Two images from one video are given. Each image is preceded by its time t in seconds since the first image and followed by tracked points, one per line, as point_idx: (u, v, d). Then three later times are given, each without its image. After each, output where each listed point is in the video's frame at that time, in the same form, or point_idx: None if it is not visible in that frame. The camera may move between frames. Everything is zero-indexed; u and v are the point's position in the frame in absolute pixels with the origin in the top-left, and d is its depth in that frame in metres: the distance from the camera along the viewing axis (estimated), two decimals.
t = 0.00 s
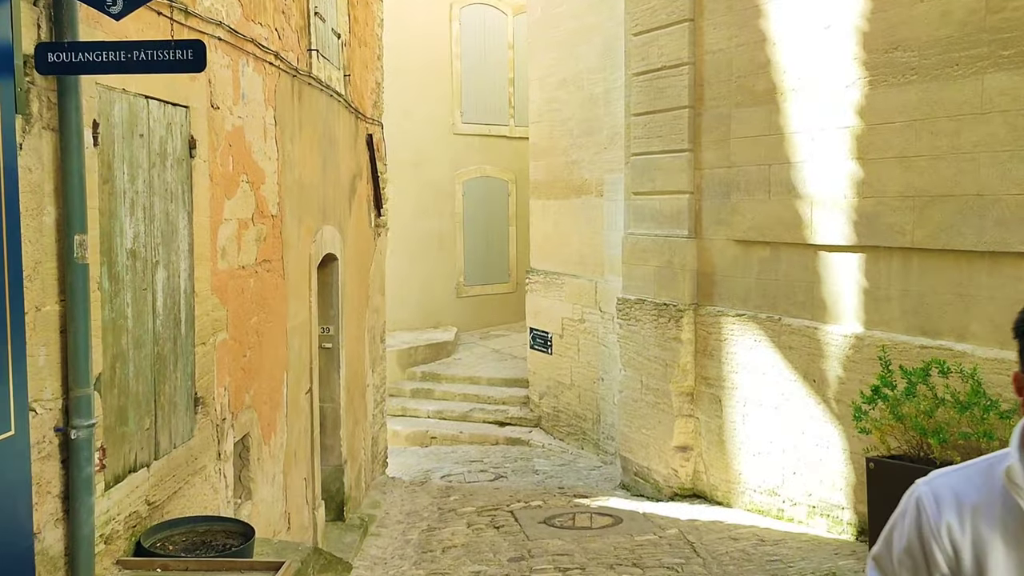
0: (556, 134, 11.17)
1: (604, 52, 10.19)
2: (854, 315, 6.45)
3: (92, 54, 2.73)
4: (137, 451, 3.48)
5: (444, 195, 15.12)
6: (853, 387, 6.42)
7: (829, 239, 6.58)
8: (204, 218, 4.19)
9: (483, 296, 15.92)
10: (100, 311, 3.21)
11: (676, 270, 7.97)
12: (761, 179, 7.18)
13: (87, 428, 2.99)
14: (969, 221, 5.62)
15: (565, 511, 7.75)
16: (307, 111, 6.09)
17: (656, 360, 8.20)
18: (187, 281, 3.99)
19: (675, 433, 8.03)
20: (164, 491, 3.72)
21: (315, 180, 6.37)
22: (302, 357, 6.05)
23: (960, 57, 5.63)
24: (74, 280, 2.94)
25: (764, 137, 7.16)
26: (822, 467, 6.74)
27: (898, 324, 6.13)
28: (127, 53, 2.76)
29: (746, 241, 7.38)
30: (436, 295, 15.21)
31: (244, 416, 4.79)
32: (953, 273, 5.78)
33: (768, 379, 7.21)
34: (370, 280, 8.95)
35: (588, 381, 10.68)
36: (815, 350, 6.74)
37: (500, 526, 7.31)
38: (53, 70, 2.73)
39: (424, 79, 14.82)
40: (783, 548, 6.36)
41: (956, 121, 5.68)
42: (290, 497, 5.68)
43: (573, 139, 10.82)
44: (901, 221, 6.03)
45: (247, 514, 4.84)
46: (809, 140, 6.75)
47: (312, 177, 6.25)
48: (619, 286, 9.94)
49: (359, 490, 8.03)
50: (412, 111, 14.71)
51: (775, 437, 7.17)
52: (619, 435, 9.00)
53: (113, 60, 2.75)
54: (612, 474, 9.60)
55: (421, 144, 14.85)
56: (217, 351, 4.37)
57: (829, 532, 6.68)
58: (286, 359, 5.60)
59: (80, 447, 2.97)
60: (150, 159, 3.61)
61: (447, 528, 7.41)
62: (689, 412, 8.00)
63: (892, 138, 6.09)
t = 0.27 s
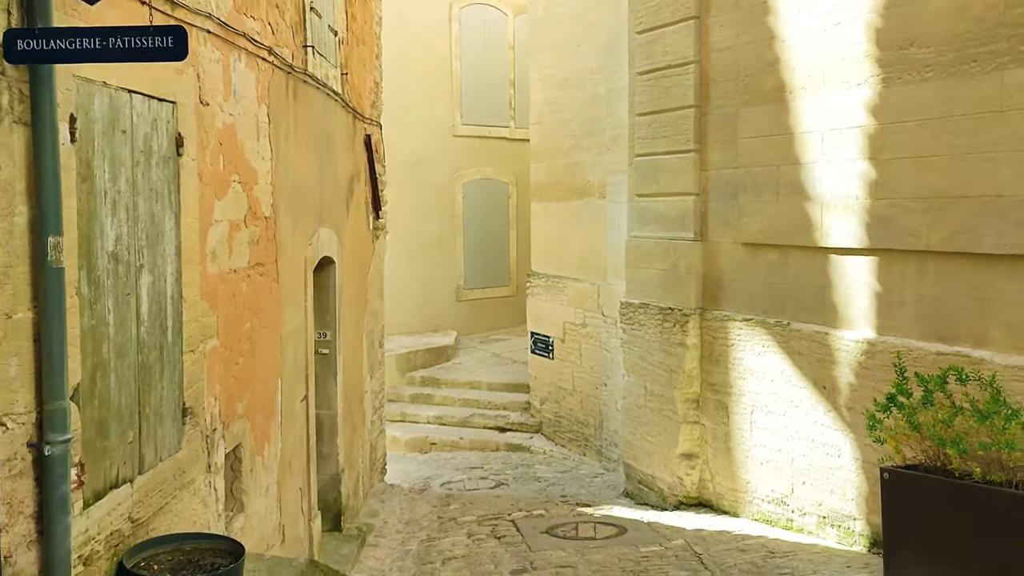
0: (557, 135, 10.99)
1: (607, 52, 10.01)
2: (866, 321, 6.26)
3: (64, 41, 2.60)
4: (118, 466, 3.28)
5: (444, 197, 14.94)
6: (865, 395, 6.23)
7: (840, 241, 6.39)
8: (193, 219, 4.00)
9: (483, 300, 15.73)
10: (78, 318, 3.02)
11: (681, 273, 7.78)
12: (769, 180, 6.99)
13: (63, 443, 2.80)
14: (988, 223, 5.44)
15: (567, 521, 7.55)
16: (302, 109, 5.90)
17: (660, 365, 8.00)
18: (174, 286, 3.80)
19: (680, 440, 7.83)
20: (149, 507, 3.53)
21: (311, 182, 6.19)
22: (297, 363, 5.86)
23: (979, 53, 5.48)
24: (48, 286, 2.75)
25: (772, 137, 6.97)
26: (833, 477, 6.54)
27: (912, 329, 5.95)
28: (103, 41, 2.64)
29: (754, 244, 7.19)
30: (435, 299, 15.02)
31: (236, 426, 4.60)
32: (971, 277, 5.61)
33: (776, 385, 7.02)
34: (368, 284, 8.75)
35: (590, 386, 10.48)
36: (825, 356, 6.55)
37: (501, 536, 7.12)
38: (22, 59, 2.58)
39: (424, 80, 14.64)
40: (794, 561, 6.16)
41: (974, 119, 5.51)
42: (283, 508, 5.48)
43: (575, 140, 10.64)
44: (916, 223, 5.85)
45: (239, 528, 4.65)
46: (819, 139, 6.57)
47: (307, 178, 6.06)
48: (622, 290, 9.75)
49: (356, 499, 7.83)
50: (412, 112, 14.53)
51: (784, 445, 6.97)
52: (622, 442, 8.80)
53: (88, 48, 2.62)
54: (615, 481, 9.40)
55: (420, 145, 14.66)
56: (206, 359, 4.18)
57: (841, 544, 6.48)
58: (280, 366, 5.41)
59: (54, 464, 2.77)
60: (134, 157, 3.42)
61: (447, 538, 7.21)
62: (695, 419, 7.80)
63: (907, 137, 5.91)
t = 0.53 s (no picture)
0: (559, 135, 10.80)
1: (610, 50, 9.82)
2: (879, 324, 6.07)
3: (31, 21, 2.50)
4: (97, 478, 3.09)
5: (444, 199, 14.75)
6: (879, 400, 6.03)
7: (852, 242, 6.20)
8: (181, 218, 3.81)
9: (483, 303, 15.53)
10: (55, 322, 2.83)
11: (687, 275, 7.59)
12: (778, 180, 6.80)
13: (37, 454, 2.61)
14: (1008, 223, 5.26)
15: (571, 529, 7.36)
16: (298, 105, 5.70)
17: (666, 369, 7.81)
18: (160, 288, 3.61)
19: (686, 446, 7.63)
20: (132, 521, 3.33)
21: (306, 181, 6.00)
22: (292, 368, 5.66)
23: (996, 48, 5.30)
24: (20, 287, 2.56)
25: (781, 135, 6.79)
26: (845, 485, 6.35)
27: (928, 333, 5.76)
28: (76, 20, 2.56)
29: (762, 245, 7.00)
30: (434, 302, 14.82)
31: (227, 434, 4.40)
32: (989, 278, 5.42)
33: (786, 390, 6.83)
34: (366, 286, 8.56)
35: (592, 390, 10.29)
36: (837, 361, 6.36)
37: (503, 545, 6.92)
38: None
39: (423, 80, 14.46)
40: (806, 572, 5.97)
41: (991, 116, 5.33)
42: (277, 518, 5.29)
43: (577, 140, 10.45)
44: (931, 223, 5.66)
45: (230, 540, 4.46)
46: (830, 137, 6.38)
47: (303, 176, 5.87)
48: (626, 293, 9.56)
49: (354, 507, 7.64)
50: (411, 113, 14.34)
51: (794, 451, 6.78)
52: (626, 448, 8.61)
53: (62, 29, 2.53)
54: (618, 488, 9.20)
55: (419, 146, 14.47)
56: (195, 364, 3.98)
57: (853, 554, 6.29)
58: (274, 371, 5.21)
59: (26, 477, 2.58)
60: (117, 151, 3.23)
61: (447, 547, 7.02)
62: (701, 425, 7.61)
63: (921, 135, 5.73)
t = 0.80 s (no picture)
0: (560, 136, 10.64)
1: (611, 49, 9.66)
2: (890, 327, 5.90)
3: None
4: (73, 490, 2.91)
5: (442, 201, 14.58)
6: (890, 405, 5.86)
7: (862, 243, 6.03)
8: (166, 216, 3.64)
9: (482, 307, 15.36)
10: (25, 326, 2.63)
11: (691, 277, 7.42)
12: (785, 180, 6.63)
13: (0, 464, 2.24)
14: None
15: (573, 538, 7.18)
16: (292, 102, 5.53)
17: (669, 374, 7.63)
18: (144, 289, 3.43)
19: (690, 453, 7.45)
20: (113, 535, 3.15)
21: (301, 180, 5.82)
22: (286, 373, 5.49)
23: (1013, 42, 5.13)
24: None
25: (788, 134, 6.62)
26: (855, 493, 6.18)
27: (942, 336, 5.59)
28: None
29: (768, 246, 6.83)
30: (433, 305, 14.64)
31: (216, 442, 4.23)
32: (1005, 280, 5.25)
33: (794, 395, 6.65)
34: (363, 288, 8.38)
35: (594, 395, 10.11)
36: (846, 365, 6.19)
37: (503, 554, 6.74)
38: None
39: (422, 81, 14.29)
40: None
41: (1007, 112, 5.17)
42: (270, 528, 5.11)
43: (578, 141, 10.28)
44: (945, 222, 5.50)
45: (220, 552, 4.28)
46: (839, 135, 6.21)
47: (297, 175, 5.70)
48: (628, 296, 9.38)
49: (350, 515, 7.45)
50: (409, 114, 14.18)
51: (802, 458, 6.60)
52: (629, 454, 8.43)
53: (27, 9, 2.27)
54: (620, 495, 9.02)
55: (418, 147, 14.30)
56: (181, 368, 3.81)
57: (863, 564, 6.11)
58: (266, 376, 5.03)
59: None
60: (96, 144, 3.06)
61: (446, 556, 6.84)
62: (706, 431, 7.44)
63: (934, 132, 5.56)
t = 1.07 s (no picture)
0: (561, 138, 10.45)
1: (613, 49, 9.48)
2: (904, 333, 5.71)
3: None
4: (47, 509, 2.72)
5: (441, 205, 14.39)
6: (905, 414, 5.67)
7: (875, 246, 5.84)
8: (151, 216, 3.45)
9: (482, 311, 15.16)
10: None
11: (697, 282, 7.23)
12: (794, 181, 6.45)
13: None
14: None
15: (576, 549, 6.97)
16: (286, 100, 5.35)
17: (674, 380, 7.43)
18: (125, 294, 3.24)
19: (696, 461, 7.25)
20: (91, 556, 2.96)
21: (296, 180, 5.64)
22: (279, 380, 5.29)
23: None
24: None
25: (797, 134, 6.43)
26: (868, 504, 5.99)
27: (959, 342, 5.41)
28: None
29: (777, 250, 6.64)
30: (432, 310, 14.45)
31: (205, 454, 4.04)
32: None
33: (804, 403, 6.46)
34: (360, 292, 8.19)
35: (596, 401, 9.92)
36: (858, 372, 6.00)
37: (505, 566, 6.54)
38: None
39: (421, 83, 14.11)
40: None
41: None
42: (262, 542, 4.91)
43: (580, 143, 10.10)
44: (963, 224, 5.32)
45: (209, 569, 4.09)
46: (851, 135, 6.03)
47: (291, 175, 5.50)
48: (631, 300, 9.20)
49: (347, 525, 7.25)
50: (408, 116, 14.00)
51: (812, 468, 6.41)
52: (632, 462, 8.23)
53: None
54: (623, 504, 8.83)
55: (417, 150, 14.12)
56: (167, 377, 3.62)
57: None
58: (258, 384, 4.84)
59: None
60: (73, 139, 2.87)
61: (445, 568, 6.64)
62: (712, 439, 7.24)
63: (951, 131, 5.38)
